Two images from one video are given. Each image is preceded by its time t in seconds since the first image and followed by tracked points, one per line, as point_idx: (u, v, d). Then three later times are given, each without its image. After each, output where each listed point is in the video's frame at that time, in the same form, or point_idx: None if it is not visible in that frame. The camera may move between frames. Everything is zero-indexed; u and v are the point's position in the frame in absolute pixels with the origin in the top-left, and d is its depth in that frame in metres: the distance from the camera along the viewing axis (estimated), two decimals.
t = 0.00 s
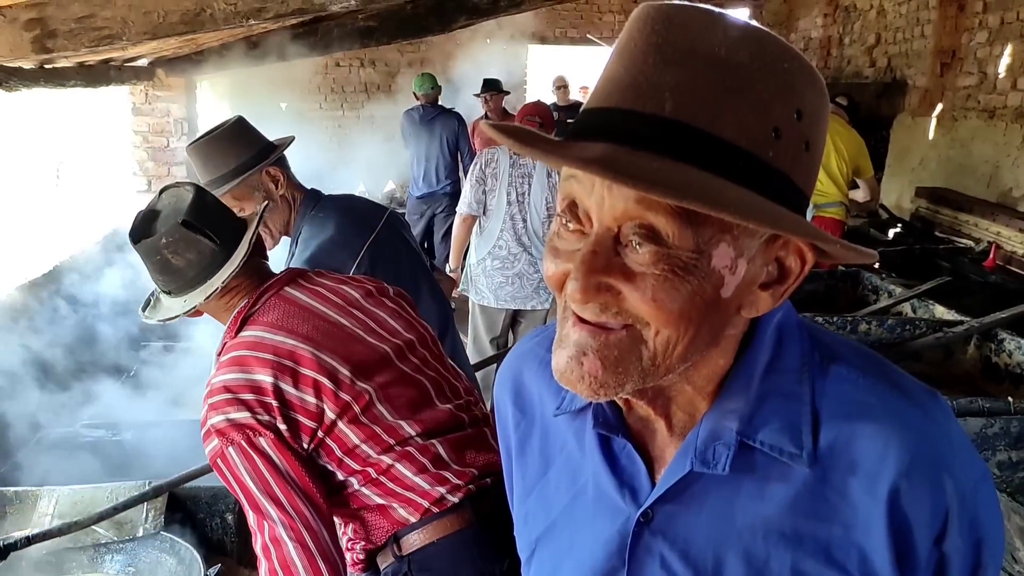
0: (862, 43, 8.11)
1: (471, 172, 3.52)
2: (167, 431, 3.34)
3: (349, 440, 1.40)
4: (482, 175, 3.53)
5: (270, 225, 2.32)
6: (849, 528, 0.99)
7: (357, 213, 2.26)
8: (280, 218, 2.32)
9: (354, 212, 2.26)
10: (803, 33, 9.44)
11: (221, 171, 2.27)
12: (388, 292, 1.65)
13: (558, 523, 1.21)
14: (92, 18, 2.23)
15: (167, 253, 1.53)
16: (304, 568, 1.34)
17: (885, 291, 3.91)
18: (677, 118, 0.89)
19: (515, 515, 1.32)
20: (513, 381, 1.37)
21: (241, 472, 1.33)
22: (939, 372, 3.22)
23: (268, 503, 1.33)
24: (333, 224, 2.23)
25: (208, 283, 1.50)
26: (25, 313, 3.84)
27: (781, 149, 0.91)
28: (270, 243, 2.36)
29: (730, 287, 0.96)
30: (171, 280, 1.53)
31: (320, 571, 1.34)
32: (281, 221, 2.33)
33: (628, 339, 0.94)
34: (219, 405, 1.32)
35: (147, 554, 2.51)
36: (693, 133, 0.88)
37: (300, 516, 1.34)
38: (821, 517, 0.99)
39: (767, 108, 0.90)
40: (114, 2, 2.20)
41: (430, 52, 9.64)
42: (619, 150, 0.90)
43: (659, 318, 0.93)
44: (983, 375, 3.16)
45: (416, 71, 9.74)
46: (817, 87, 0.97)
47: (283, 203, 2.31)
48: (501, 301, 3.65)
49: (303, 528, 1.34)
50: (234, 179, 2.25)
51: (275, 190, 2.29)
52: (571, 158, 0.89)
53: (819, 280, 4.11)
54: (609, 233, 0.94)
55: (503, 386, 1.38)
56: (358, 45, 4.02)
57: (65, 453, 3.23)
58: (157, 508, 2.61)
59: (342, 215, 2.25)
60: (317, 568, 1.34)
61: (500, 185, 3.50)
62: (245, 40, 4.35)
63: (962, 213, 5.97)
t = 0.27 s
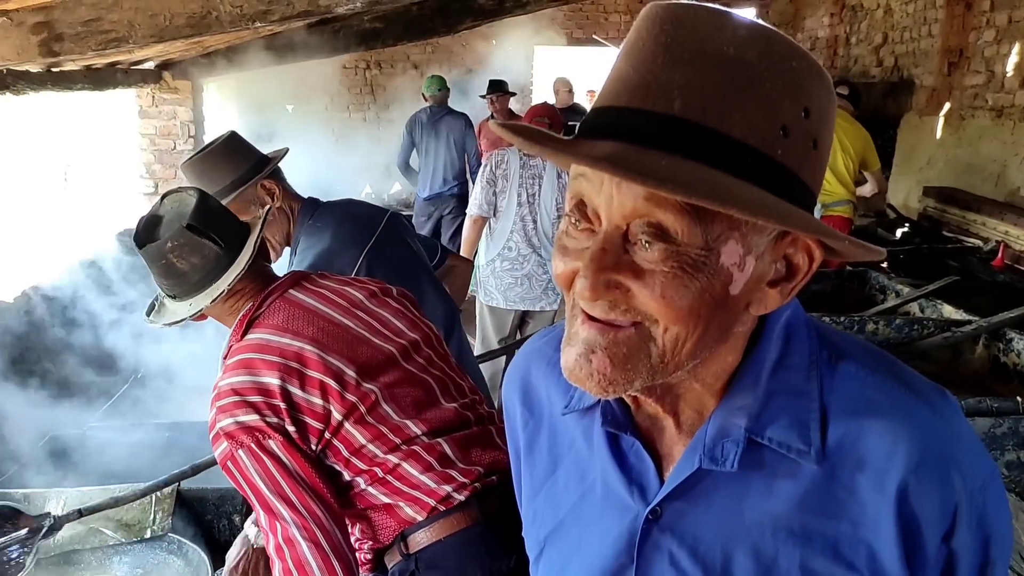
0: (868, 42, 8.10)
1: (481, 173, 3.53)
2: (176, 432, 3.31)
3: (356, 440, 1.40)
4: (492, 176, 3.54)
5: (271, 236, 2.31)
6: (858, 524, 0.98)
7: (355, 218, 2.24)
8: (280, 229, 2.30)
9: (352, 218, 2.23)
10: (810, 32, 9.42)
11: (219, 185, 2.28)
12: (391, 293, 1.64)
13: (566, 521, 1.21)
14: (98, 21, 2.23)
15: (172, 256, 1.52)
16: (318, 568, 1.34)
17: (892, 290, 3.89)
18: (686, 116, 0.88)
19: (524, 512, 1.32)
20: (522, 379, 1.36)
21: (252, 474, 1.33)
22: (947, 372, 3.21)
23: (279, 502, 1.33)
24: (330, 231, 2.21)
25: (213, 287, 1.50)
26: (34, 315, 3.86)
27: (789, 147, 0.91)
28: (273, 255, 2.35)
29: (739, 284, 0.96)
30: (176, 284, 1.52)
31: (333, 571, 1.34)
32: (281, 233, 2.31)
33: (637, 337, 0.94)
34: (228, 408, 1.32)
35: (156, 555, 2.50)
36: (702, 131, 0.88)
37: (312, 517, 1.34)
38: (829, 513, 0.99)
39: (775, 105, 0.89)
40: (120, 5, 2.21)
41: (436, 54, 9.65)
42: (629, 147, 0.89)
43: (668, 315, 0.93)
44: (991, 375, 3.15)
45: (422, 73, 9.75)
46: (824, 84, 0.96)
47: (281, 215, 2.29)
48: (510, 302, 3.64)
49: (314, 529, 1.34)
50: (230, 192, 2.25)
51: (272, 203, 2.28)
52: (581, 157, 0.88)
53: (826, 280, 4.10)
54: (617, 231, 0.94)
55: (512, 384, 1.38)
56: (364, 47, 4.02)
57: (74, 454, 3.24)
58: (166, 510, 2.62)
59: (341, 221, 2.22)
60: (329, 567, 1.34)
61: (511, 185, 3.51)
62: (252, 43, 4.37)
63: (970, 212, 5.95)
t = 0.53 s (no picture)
0: (875, 43, 8.08)
1: (487, 175, 3.52)
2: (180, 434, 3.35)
3: (363, 439, 1.39)
4: (498, 178, 3.54)
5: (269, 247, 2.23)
6: (870, 522, 0.97)
7: (350, 222, 2.20)
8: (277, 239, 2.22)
9: (347, 222, 2.19)
10: (816, 32, 9.41)
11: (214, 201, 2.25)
12: (397, 294, 1.64)
13: (577, 519, 1.20)
14: (106, 23, 2.26)
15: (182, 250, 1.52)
16: (328, 568, 1.34)
17: (900, 291, 3.88)
18: (699, 117, 0.88)
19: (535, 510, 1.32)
20: (532, 378, 1.36)
21: (260, 474, 1.34)
22: (956, 372, 3.19)
23: (286, 503, 1.34)
24: (325, 237, 2.15)
25: (220, 282, 1.50)
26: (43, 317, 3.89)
27: (801, 145, 0.90)
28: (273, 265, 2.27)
29: (753, 283, 0.95)
30: (184, 277, 1.52)
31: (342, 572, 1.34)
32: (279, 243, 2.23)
33: (653, 337, 0.94)
34: (236, 408, 1.33)
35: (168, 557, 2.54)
36: (714, 132, 0.87)
37: (321, 518, 1.34)
38: (841, 511, 0.98)
39: (786, 104, 0.89)
40: (128, 8, 2.23)
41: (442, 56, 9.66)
42: (642, 150, 0.89)
43: (683, 315, 0.93)
44: (1001, 375, 3.13)
45: (428, 75, 9.76)
46: (833, 80, 0.95)
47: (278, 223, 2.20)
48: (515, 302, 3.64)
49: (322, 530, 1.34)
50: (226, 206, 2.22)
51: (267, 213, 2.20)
52: (594, 160, 0.88)
53: (834, 281, 4.09)
54: (631, 233, 0.94)
55: (523, 382, 1.37)
56: (371, 49, 4.03)
57: (82, 454, 3.25)
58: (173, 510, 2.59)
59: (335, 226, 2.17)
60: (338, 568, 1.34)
61: (517, 187, 3.50)
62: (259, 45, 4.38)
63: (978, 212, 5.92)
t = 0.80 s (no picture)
0: (879, 44, 8.08)
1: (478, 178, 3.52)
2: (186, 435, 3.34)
3: (372, 436, 1.36)
4: (488, 180, 3.53)
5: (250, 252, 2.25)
6: (872, 520, 0.97)
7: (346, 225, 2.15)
8: (260, 247, 2.24)
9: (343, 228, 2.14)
10: (820, 34, 9.40)
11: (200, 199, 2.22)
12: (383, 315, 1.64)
13: (580, 516, 1.20)
14: (111, 25, 2.28)
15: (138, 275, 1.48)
16: None
17: (904, 293, 3.88)
18: (703, 121, 0.88)
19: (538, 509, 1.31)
20: (536, 378, 1.36)
21: (261, 484, 1.28)
22: (960, 374, 3.18)
23: (295, 509, 1.28)
24: (319, 241, 2.11)
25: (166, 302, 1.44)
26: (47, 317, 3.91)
27: (804, 147, 0.91)
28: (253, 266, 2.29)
29: (756, 284, 0.96)
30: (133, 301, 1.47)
31: None
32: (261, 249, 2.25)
33: (658, 338, 0.94)
34: (240, 413, 1.29)
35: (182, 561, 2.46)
36: (719, 135, 0.88)
37: (323, 533, 1.29)
38: (843, 509, 0.98)
39: (790, 105, 0.89)
40: (133, 10, 2.25)
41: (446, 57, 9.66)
42: (647, 153, 0.89)
43: (688, 317, 0.93)
44: (1005, 378, 3.12)
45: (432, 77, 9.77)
46: (836, 81, 0.96)
47: (259, 235, 2.21)
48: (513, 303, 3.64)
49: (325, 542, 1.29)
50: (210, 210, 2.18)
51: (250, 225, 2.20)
52: (599, 164, 0.89)
53: (837, 282, 4.08)
54: (636, 236, 0.94)
55: (526, 381, 1.38)
56: (375, 51, 4.04)
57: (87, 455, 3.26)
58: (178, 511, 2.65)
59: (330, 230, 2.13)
60: None
61: (507, 188, 3.50)
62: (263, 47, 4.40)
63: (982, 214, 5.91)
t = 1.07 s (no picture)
0: (884, 47, 8.08)
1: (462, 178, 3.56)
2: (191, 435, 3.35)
3: (344, 478, 1.23)
4: (472, 181, 3.57)
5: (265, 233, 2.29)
6: (873, 520, 0.97)
7: (350, 225, 2.14)
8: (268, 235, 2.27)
9: (346, 227, 2.13)
10: (825, 37, 9.40)
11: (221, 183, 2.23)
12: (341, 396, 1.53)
13: (581, 516, 1.20)
14: (118, 25, 2.29)
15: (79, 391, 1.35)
16: None
17: (908, 296, 3.88)
18: (709, 122, 0.88)
19: (539, 512, 1.31)
20: (538, 381, 1.36)
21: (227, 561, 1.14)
22: (964, 377, 3.16)
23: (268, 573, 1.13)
24: (319, 239, 2.09)
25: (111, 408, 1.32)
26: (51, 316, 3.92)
27: (809, 148, 0.91)
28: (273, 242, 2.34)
29: (761, 284, 0.96)
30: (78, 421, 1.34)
31: None
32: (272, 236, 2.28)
33: (661, 338, 0.94)
34: (196, 489, 1.16)
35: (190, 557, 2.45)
36: (723, 136, 0.88)
37: None
38: (845, 510, 0.98)
39: (795, 106, 0.89)
40: (138, 10, 2.25)
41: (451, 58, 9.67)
42: (653, 154, 0.89)
43: (692, 318, 0.93)
44: (1009, 381, 3.11)
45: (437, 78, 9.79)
46: (841, 83, 0.96)
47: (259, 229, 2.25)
48: (501, 301, 3.65)
49: None
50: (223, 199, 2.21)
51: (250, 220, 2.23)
52: (603, 164, 0.89)
53: (842, 285, 4.07)
54: (640, 236, 0.94)
55: (528, 382, 1.38)
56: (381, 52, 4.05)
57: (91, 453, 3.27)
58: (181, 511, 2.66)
59: (333, 229, 2.11)
60: None
61: (489, 187, 3.51)
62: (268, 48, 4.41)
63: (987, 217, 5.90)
